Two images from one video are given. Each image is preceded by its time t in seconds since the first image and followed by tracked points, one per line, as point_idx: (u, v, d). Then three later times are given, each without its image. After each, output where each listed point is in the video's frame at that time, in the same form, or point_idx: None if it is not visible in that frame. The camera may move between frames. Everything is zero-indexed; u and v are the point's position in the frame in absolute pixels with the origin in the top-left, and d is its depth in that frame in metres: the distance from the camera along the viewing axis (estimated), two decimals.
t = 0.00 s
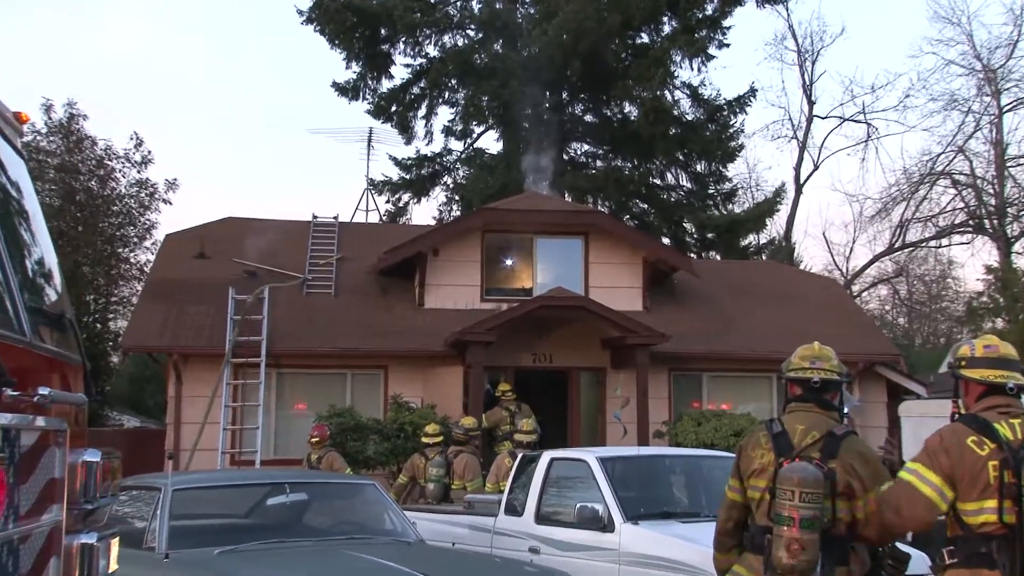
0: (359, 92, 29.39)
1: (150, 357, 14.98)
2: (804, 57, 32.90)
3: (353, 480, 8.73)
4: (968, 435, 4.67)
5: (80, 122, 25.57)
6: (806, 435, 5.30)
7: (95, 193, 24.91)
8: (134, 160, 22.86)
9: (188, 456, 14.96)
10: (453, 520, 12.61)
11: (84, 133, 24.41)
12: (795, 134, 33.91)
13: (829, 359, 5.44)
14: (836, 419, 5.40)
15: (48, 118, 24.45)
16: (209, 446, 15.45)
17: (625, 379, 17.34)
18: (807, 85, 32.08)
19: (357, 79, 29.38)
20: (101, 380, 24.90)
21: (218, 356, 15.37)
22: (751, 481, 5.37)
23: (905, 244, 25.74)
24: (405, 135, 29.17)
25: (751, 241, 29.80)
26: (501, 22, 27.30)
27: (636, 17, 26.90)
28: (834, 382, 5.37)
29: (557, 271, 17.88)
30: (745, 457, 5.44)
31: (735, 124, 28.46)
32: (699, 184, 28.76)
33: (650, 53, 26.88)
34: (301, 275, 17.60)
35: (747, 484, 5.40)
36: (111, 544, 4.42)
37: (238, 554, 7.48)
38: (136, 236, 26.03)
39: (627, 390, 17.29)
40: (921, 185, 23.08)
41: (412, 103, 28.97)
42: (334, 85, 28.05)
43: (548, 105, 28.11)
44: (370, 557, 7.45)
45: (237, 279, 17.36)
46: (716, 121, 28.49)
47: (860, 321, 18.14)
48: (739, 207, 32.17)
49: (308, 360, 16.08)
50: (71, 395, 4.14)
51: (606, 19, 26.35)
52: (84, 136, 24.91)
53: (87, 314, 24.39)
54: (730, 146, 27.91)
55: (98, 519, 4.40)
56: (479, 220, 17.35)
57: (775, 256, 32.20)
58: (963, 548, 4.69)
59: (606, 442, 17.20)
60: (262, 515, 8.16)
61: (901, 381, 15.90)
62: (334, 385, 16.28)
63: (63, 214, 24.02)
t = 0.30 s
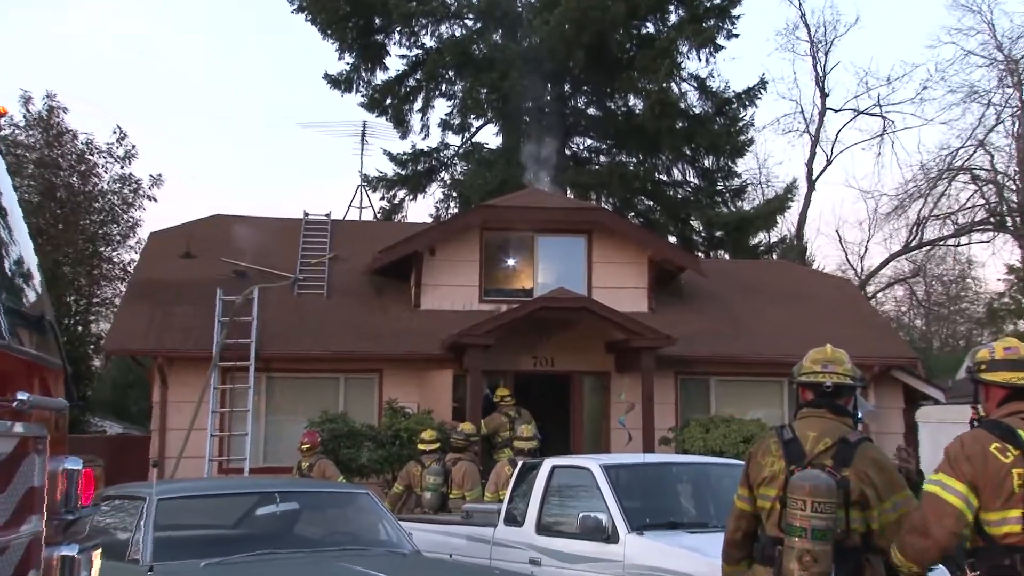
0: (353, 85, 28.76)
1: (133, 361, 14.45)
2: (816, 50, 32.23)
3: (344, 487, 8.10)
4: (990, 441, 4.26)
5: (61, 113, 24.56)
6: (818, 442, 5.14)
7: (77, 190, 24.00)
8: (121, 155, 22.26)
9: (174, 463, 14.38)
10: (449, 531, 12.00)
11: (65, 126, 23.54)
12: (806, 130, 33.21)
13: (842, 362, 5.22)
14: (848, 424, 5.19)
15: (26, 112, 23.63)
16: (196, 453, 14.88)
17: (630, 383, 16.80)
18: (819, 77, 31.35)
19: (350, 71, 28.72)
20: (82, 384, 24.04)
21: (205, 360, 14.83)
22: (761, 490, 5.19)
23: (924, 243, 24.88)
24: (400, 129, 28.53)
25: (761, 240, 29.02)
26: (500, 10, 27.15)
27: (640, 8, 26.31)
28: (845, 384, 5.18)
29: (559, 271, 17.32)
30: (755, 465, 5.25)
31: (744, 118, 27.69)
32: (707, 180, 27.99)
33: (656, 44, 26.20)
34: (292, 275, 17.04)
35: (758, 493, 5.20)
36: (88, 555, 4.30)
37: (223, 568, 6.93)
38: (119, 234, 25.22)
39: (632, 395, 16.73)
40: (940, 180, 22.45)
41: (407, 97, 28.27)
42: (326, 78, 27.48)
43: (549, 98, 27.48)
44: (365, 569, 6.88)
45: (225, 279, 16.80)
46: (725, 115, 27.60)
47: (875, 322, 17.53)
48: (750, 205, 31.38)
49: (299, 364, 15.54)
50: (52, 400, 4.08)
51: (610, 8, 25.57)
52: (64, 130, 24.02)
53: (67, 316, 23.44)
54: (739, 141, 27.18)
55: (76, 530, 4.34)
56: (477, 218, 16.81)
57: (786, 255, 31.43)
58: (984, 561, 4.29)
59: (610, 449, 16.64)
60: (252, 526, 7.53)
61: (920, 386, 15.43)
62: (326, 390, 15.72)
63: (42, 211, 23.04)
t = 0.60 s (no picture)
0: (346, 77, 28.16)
1: (117, 365, 13.93)
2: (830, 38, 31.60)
3: (338, 496, 7.57)
4: (1010, 450, 4.13)
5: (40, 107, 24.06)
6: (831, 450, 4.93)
7: (56, 185, 23.37)
8: (108, 150, 21.66)
9: (160, 473, 13.82)
10: (446, 542, 11.39)
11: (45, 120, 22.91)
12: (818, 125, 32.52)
13: (855, 365, 5.02)
14: (863, 431, 4.96)
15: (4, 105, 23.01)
16: (182, 461, 14.33)
17: (635, 388, 16.24)
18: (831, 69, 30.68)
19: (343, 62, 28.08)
20: (62, 390, 23.24)
21: (191, 364, 14.32)
22: (771, 499, 4.96)
23: (944, 241, 24.21)
24: (395, 123, 27.89)
25: (772, 238, 28.34)
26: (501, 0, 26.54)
27: None
28: (858, 389, 4.96)
29: (562, 271, 16.78)
30: (764, 473, 5.02)
31: (754, 111, 27.16)
32: (715, 175, 27.42)
33: (662, 34, 25.65)
34: (283, 275, 16.50)
35: (765, 503, 5.01)
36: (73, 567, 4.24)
37: None
38: (101, 233, 24.62)
39: (637, 401, 16.18)
40: (959, 176, 21.92)
41: (402, 88, 27.82)
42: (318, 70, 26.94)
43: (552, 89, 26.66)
44: None
45: (214, 279, 16.27)
46: (735, 108, 27.19)
47: (889, 324, 16.96)
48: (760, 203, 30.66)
49: (290, 367, 15.01)
50: (30, 406, 4.03)
51: None
52: (43, 124, 23.39)
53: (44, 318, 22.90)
54: (750, 135, 26.55)
55: (58, 541, 4.29)
56: (476, 216, 16.30)
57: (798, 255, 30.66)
58: None
59: (614, 456, 16.09)
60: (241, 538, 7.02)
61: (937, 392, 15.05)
62: (319, 395, 15.18)
63: (20, 209, 22.39)
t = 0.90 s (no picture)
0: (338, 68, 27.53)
1: (99, 369, 13.45)
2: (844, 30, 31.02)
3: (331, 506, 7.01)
4: None
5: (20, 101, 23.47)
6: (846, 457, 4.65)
7: (35, 181, 22.76)
8: (94, 146, 21.07)
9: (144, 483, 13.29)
10: (442, 555, 10.81)
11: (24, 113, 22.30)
12: (831, 118, 31.78)
13: (873, 370, 4.75)
14: (879, 439, 4.69)
15: None
16: (168, 469, 13.80)
17: (641, 392, 15.78)
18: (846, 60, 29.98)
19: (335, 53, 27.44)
20: (41, 395, 22.66)
21: (177, 368, 13.83)
22: (783, 510, 4.70)
23: (964, 240, 23.62)
24: (391, 117, 27.28)
25: (784, 237, 27.67)
26: None
27: None
28: (869, 396, 4.71)
29: (565, 271, 16.26)
30: (775, 482, 4.77)
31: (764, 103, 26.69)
32: (725, 172, 26.75)
33: (669, 23, 25.12)
34: (273, 275, 15.98)
35: (778, 513, 4.75)
36: None
37: None
38: (82, 231, 24.26)
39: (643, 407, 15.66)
40: (980, 172, 21.39)
41: (397, 81, 27.21)
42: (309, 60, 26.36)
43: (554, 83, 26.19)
44: None
45: (201, 279, 15.76)
46: (745, 101, 26.71)
47: (906, 327, 16.43)
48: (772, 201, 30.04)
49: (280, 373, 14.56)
50: None
51: None
52: (22, 118, 22.81)
53: (22, 319, 22.36)
54: (761, 129, 25.97)
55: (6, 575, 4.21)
56: (475, 214, 15.77)
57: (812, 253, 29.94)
58: None
59: (619, 464, 15.55)
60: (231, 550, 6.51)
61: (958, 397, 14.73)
62: (311, 401, 14.71)
63: None
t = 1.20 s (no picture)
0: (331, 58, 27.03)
1: (79, 373, 13.02)
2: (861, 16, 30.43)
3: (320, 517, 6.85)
4: None
5: None
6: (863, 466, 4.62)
7: (13, 176, 22.03)
8: (73, 141, 20.67)
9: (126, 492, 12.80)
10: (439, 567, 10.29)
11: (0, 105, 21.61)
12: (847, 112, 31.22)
13: (888, 373, 4.73)
14: (897, 445, 4.67)
15: None
16: (152, 477, 13.30)
17: (647, 398, 15.19)
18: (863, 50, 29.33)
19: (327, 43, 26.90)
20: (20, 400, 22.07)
21: (163, 372, 13.38)
22: (797, 520, 4.72)
23: (986, 238, 23.08)
24: (385, 110, 26.67)
25: (797, 234, 27.02)
26: None
27: None
28: (884, 400, 4.69)
29: (568, 270, 15.77)
30: (788, 493, 4.79)
31: (776, 95, 26.35)
32: (735, 165, 26.31)
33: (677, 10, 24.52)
34: (263, 275, 15.51)
35: (793, 524, 4.73)
36: None
37: None
38: (63, 229, 23.55)
39: (650, 412, 15.13)
40: (1004, 166, 20.90)
41: (392, 72, 26.84)
42: (300, 49, 25.72)
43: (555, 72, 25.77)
44: None
45: (186, 279, 15.31)
46: (756, 92, 26.33)
47: (924, 329, 15.94)
48: (785, 197, 29.47)
49: (270, 377, 14.17)
50: None
51: None
52: None
53: None
54: (773, 122, 25.54)
55: None
56: (474, 210, 15.24)
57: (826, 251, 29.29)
58: None
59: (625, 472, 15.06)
60: (216, 563, 6.32)
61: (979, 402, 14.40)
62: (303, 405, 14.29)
63: None
